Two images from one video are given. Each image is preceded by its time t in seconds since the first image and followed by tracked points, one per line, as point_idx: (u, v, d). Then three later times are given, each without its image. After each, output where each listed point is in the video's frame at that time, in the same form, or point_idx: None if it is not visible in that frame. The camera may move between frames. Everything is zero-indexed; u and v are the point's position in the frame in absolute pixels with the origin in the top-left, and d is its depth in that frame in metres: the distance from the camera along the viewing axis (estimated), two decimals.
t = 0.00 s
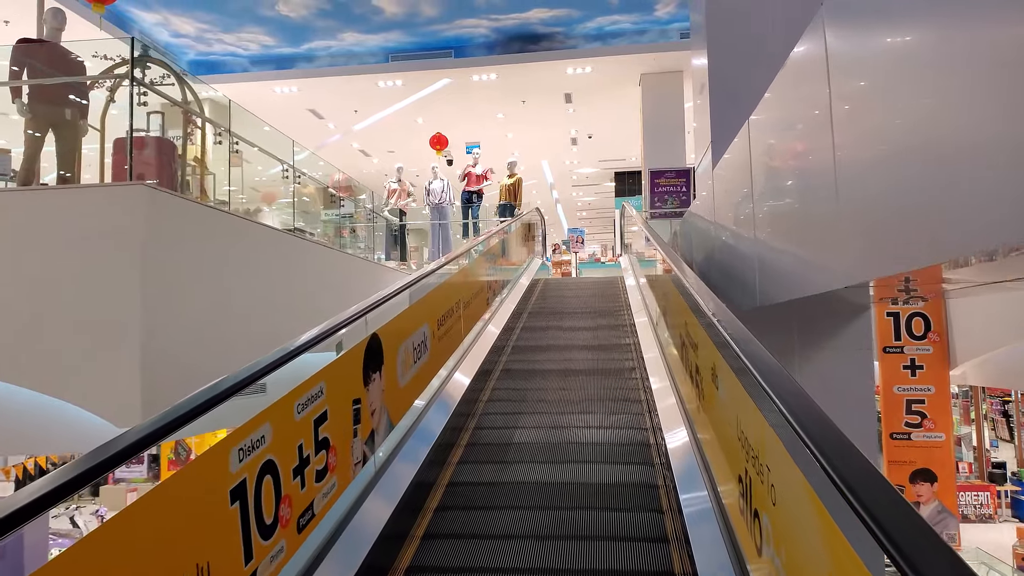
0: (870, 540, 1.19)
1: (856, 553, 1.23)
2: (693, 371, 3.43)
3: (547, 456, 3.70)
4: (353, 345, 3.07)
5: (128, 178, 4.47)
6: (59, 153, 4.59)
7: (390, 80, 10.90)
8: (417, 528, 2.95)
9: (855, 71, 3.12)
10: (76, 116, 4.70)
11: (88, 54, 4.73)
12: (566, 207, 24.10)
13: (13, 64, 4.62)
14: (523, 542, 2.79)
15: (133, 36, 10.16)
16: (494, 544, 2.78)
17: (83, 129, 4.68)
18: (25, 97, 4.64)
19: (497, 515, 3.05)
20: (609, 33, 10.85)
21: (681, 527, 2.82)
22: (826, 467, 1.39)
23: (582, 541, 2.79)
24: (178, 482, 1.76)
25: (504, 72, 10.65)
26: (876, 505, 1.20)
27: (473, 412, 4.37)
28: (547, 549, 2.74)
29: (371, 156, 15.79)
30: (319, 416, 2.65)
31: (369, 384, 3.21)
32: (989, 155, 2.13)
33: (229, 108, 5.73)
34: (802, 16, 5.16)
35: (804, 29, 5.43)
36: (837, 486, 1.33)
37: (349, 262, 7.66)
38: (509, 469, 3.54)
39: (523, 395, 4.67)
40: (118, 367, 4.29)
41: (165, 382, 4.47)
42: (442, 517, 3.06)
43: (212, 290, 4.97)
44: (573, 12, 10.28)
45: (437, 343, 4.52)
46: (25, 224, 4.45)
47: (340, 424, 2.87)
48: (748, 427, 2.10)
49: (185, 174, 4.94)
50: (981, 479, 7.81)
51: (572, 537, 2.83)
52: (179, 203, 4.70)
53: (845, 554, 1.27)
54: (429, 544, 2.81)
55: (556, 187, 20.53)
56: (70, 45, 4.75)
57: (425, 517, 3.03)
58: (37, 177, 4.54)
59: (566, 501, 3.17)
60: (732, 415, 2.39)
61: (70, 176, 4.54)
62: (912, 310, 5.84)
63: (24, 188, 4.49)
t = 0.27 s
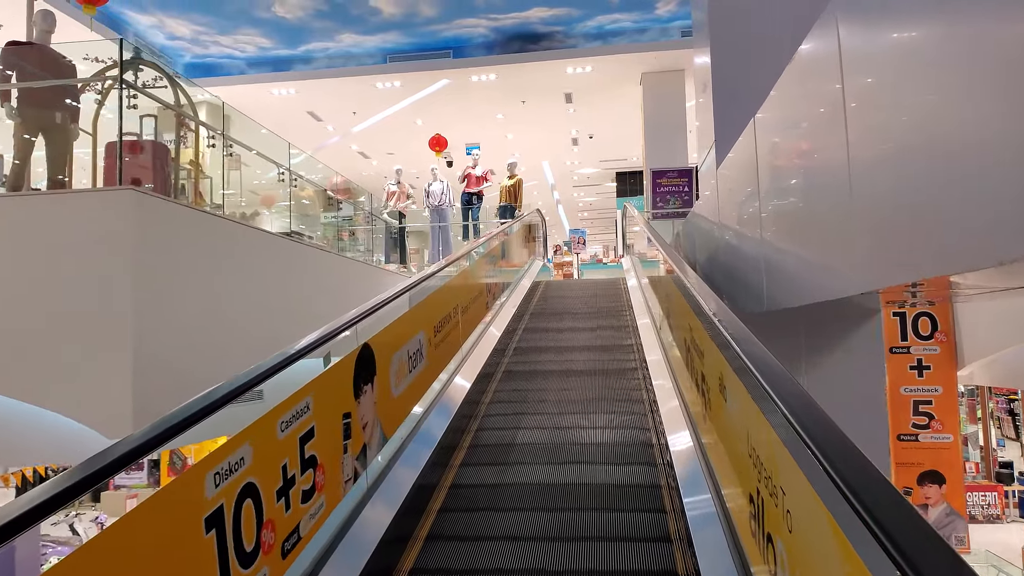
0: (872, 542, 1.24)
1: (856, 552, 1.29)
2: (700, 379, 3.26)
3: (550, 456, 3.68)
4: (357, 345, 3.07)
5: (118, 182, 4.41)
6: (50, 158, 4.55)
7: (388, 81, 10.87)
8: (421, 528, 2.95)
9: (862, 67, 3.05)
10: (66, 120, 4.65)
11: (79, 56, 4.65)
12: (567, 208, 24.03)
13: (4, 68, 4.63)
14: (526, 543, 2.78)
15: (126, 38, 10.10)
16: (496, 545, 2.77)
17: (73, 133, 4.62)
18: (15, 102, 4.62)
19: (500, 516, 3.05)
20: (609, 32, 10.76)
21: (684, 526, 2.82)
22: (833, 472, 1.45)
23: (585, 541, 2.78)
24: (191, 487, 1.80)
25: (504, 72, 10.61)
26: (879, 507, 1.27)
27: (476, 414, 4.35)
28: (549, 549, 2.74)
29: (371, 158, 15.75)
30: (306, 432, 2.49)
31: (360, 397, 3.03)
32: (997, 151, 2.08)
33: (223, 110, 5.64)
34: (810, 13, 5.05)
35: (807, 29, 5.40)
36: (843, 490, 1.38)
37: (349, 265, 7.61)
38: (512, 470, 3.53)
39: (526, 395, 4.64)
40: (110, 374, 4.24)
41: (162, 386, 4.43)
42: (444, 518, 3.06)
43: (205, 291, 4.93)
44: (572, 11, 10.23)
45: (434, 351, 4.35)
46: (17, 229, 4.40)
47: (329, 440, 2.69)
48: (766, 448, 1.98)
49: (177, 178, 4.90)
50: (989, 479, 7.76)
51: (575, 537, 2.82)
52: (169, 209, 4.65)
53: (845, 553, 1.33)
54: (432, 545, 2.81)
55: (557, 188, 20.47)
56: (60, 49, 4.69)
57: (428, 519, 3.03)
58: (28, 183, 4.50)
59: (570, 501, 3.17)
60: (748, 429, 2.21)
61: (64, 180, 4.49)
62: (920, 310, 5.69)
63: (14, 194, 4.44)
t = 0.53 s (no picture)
0: (869, 548, 1.26)
1: (853, 554, 1.31)
2: (700, 390, 3.10)
3: (548, 456, 3.65)
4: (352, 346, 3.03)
5: (100, 182, 4.24)
6: (31, 154, 4.38)
7: (384, 80, 10.81)
8: (419, 528, 2.93)
9: (865, 64, 2.99)
10: (48, 116, 4.47)
11: (61, 49, 4.45)
12: (566, 209, 23.97)
13: None
14: (523, 543, 2.77)
15: (120, 36, 10.03)
16: (494, 545, 2.76)
17: (55, 130, 4.44)
18: None
19: (499, 515, 3.03)
20: (609, 30, 10.77)
21: (681, 523, 2.81)
22: (830, 477, 1.46)
23: (583, 540, 2.77)
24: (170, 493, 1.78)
25: (501, 71, 10.56)
26: (877, 512, 1.29)
27: (474, 414, 4.31)
28: (547, 549, 2.72)
29: (368, 157, 15.68)
30: (284, 450, 2.35)
31: (344, 409, 2.87)
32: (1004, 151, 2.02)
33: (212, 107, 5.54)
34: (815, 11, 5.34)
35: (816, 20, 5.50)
36: (842, 496, 1.39)
37: (344, 265, 7.55)
38: (510, 470, 3.50)
39: (524, 395, 4.61)
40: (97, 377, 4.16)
41: (154, 389, 4.36)
42: (443, 518, 3.05)
43: (196, 290, 4.87)
44: (571, 9, 10.16)
45: (427, 357, 4.18)
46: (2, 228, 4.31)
47: (309, 456, 2.54)
48: (776, 471, 1.84)
49: (165, 177, 4.83)
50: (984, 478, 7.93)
51: (573, 537, 2.80)
52: (157, 208, 4.56)
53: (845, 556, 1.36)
54: (430, 546, 2.79)
55: (556, 188, 20.41)
56: (41, 40, 4.47)
57: (426, 519, 3.01)
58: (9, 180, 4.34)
59: (568, 501, 3.15)
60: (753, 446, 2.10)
61: (45, 177, 4.34)
62: (919, 311, 5.77)
63: None
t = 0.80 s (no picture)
0: (850, 548, 1.24)
1: (833, 554, 1.30)
2: (689, 399, 2.96)
3: (535, 455, 3.63)
4: (336, 345, 2.97)
5: (65, 177, 4.10)
6: None
7: (369, 75, 10.71)
8: (403, 527, 2.92)
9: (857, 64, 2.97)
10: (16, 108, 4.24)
11: (30, 37, 4.29)
12: (554, 208, 23.93)
13: None
14: (509, 541, 2.76)
15: (93, 26, 9.72)
16: (480, 544, 2.75)
17: (23, 122, 4.23)
18: None
19: (485, 514, 3.02)
20: (597, 27, 10.67)
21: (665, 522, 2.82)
22: (813, 479, 1.44)
23: (568, 539, 2.76)
24: (137, 496, 1.71)
25: (489, 67, 10.49)
26: (857, 513, 1.27)
27: (460, 412, 4.27)
28: (532, 547, 2.72)
29: (353, 154, 15.54)
30: (247, 465, 2.18)
31: (315, 421, 2.67)
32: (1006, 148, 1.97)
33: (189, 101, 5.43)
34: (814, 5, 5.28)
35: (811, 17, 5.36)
36: (824, 498, 1.38)
37: (328, 262, 7.45)
38: (496, 469, 3.49)
39: (511, 394, 4.58)
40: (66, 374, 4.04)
41: (128, 388, 4.26)
42: (428, 517, 3.04)
43: (174, 286, 4.77)
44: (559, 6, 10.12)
45: (406, 363, 3.98)
46: None
47: (273, 472, 2.34)
48: (773, 497, 1.68)
49: (140, 170, 4.73)
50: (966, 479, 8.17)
51: (558, 535, 2.80)
52: (130, 205, 4.45)
53: (825, 558, 1.34)
54: (412, 544, 2.78)
55: (544, 187, 20.35)
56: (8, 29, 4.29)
57: (411, 517, 3.00)
58: None
59: (554, 499, 3.14)
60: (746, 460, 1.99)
61: (10, 172, 4.15)
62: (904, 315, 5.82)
63: None
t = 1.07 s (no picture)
0: (822, 549, 1.22)
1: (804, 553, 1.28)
2: (666, 407, 2.86)
3: (510, 452, 3.60)
4: (305, 345, 2.89)
5: (14, 172, 3.89)
6: None
7: (341, 70, 10.56)
8: (376, 526, 2.88)
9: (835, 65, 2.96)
10: None
11: None
12: (529, 206, 23.92)
13: None
14: (483, 537, 2.74)
15: (51, 16, 9.34)
16: (454, 541, 2.72)
17: None
18: None
19: (460, 511, 2.99)
20: (571, 24, 10.74)
21: (637, 519, 2.81)
22: (785, 480, 1.41)
23: (541, 535, 2.75)
24: (73, 514, 1.59)
25: (462, 63, 10.42)
26: (830, 513, 1.24)
27: (434, 410, 4.22)
28: (506, 544, 2.70)
29: (325, 150, 15.32)
30: (191, 484, 2.03)
31: (270, 432, 2.51)
32: None
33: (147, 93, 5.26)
34: None
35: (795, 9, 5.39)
36: (796, 499, 1.34)
37: (298, 262, 7.31)
38: (471, 466, 3.45)
39: (486, 391, 4.53)
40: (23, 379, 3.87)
41: (92, 390, 4.14)
42: (402, 515, 2.99)
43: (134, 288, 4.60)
44: (533, 2, 10.08)
45: (372, 368, 3.76)
46: None
47: (216, 493, 2.15)
48: (749, 506, 1.62)
49: (96, 164, 4.55)
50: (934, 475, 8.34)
51: (532, 532, 2.78)
52: (89, 202, 4.30)
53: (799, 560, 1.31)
54: (387, 542, 2.75)
55: (518, 185, 20.33)
56: None
57: (383, 516, 2.96)
58: None
59: (528, 496, 3.12)
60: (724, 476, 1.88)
61: None
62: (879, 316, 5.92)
63: None
